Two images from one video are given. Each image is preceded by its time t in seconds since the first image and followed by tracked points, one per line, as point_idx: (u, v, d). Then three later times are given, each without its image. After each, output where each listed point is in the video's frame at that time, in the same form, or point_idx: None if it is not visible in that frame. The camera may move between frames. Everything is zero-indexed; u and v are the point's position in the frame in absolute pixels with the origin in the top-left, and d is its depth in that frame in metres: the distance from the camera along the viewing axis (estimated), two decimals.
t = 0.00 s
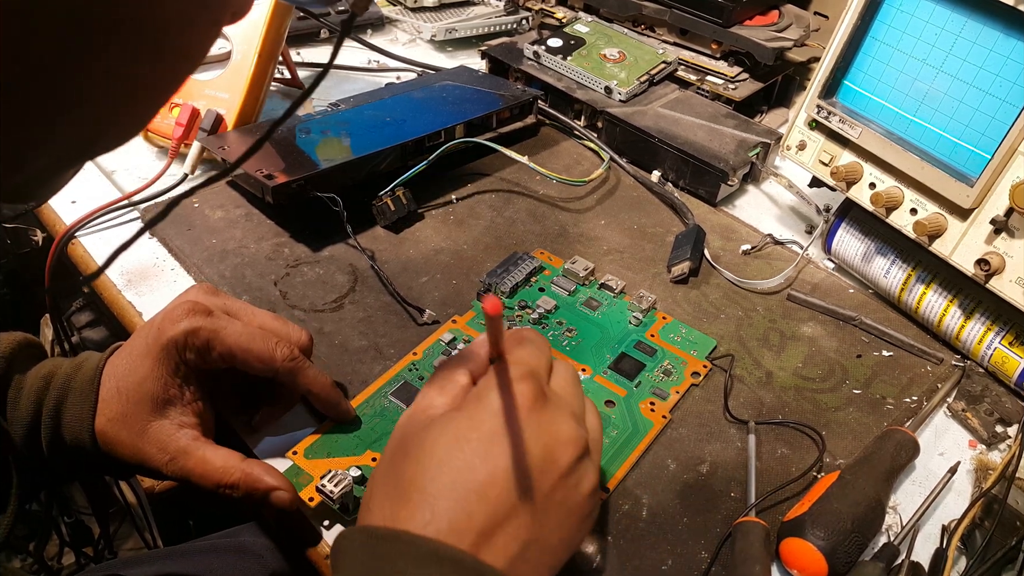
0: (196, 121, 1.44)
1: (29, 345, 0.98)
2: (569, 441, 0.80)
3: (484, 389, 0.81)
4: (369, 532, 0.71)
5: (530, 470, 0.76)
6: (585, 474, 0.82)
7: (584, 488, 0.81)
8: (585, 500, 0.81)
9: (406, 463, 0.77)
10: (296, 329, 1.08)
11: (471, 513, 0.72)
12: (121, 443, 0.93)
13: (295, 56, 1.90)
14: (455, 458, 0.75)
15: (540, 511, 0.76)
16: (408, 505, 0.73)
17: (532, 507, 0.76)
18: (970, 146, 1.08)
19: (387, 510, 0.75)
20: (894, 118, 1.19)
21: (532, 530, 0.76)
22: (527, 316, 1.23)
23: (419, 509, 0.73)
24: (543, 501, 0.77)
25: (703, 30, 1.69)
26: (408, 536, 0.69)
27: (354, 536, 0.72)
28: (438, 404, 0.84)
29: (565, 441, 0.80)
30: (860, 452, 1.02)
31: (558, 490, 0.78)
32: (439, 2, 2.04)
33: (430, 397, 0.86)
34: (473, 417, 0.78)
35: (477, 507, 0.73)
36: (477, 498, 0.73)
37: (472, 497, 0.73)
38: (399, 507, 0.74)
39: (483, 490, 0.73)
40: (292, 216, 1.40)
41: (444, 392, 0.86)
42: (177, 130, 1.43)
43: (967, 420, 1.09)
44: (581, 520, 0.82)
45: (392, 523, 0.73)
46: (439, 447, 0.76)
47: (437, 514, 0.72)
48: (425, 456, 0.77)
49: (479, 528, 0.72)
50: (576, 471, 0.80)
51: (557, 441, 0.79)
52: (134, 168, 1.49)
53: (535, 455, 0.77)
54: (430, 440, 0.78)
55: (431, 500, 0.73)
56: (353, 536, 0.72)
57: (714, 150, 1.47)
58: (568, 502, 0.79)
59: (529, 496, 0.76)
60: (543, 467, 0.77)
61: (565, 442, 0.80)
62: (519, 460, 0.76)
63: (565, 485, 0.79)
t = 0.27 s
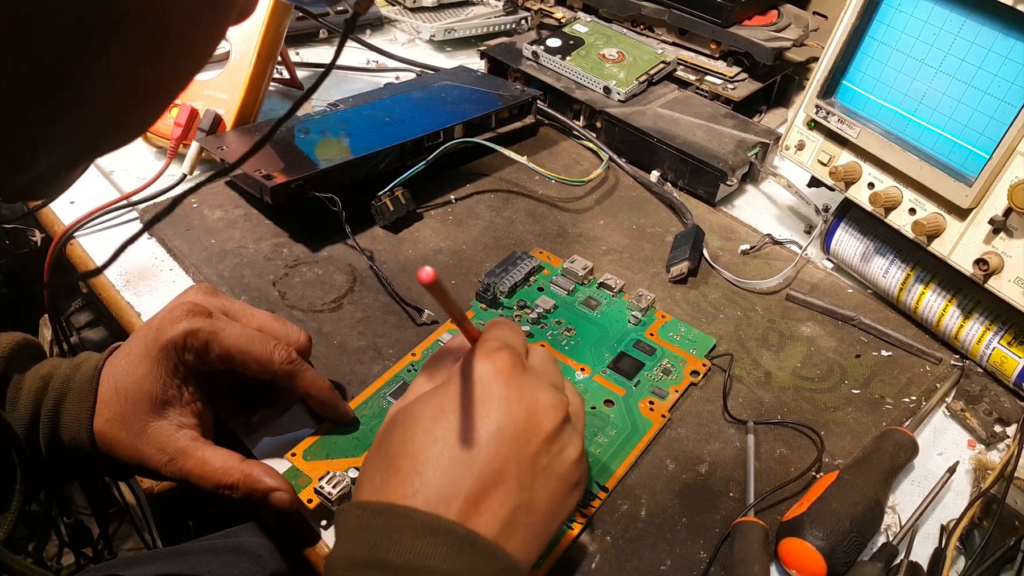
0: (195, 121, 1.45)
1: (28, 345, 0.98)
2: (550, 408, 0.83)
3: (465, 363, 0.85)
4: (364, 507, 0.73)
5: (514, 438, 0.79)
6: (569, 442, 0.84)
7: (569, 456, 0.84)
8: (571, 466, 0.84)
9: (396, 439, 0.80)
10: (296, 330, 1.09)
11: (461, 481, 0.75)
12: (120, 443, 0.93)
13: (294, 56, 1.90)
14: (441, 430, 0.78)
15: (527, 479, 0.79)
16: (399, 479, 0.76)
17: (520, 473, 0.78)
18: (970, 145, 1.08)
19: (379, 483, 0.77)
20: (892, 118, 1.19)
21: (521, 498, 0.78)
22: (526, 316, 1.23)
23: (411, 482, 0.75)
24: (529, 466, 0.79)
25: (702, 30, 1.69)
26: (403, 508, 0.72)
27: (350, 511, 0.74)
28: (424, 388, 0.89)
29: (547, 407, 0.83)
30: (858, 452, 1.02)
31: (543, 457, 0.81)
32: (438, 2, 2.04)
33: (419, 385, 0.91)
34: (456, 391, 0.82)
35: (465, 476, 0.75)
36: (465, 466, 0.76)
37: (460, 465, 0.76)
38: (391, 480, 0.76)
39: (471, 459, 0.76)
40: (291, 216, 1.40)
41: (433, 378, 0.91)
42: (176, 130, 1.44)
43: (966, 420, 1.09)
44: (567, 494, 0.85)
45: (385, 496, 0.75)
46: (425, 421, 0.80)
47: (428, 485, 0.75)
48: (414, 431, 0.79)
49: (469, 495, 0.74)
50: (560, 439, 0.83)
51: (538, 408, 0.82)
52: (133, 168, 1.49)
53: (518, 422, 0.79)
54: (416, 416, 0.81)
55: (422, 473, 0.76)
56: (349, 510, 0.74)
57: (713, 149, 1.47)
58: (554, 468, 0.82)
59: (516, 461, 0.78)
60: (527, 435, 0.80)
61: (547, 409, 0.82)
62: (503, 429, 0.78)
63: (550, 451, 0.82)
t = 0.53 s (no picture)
0: (196, 121, 1.44)
1: (30, 345, 0.98)
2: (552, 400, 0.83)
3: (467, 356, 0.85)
4: (367, 501, 0.74)
5: (516, 430, 0.79)
6: (572, 435, 0.84)
7: (572, 449, 0.84)
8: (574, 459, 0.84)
9: (399, 432, 0.81)
10: (296, 330, 1.09)
11: (461, 475, 0.75)
12: (122, 443, 0.93)
13: (295, 57, 1.90)
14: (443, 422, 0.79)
15: (529, 473, 0.79)
16: (401, 472, 0.77)
17: (522, 467, 0.78)
18: (970, 145, 1.08)
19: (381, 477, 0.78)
20: (893, 118, 1.19)
21: (523, 492, 0.78)
22: (526, 316, 1.23)
23: (413, 476, 0.76)
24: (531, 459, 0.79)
25: (703, 30, 1.69)
26: (404, 503, 0.72)
27: (353, 505, 0.75)
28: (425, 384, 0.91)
29: (549, 400, 0.83)
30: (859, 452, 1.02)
31: (545, 451, 0.81)
32: (439, 2, 2.04)
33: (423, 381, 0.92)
34: (458, 383, 0.82)
35: (467, 469, 0.76)
36: (466, 459, 0.76)
37: (461, 458, 0.76)
38: (392, 474, 0.77)
39: (472, 452, 0.77)
40: (292, 216, 1.40)
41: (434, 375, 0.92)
42: (177, 130, 1.43)
43: (967, 420, 1.09)
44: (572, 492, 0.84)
45: (387, 489, 0.76)
46: (427, 414, 0.80)
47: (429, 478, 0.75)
48: (415, 425, 0.80)
49: (470, 488, 0.75)
50: (563, 432, 0.83)
51: (540, 401, 0.82)
52: (134, 168, 1.49)
53: (520, 415, 0.80)
54: (418, 409, 0.81)
55: (423, 466, 0.76)
56: (353, 505, 0.74)
57: (714, 150, 1.47)
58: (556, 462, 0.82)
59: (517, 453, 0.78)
60: (528, 428, 0.80)
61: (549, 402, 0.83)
62: (504, 421, 0.79)
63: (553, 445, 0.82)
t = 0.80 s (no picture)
0: (195, 121, 1.44)
1: (30, 346, 0.98)
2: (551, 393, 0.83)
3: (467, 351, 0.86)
4: (368, 493, 0.73)
5: (516, 422, 0.79)
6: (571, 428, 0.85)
7: (572, 442, 0.84)
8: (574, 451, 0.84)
9: (398, 425, 0.81)
10: (296, 329, 1.08)
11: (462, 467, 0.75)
12: (123, 443, 0.93)
13: (295, 56, 1.90)
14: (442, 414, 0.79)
15: (530, 464, 0.79)
16: (401, 465, 0.76)
17: (522, 459, 0.78)
18: (970, 145, 1.08)
19: (381, 469, 0.78)
20: (893, 118, 1.19)
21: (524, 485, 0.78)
22: (526, 316, 1.23)
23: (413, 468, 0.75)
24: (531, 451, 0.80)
25: (703, 30, 1.69)
26: (407, 495, 0.72)
27: (354, 497, 0.74)
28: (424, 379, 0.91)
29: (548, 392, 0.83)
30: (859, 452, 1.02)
31: (545, 443, 0.81)
32: (439, 2, 2.04)
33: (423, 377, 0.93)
34: (457, 376, 0.82)
35: (467, 460, 0.75)
36: (466, 451, 0.76)
37: (462, 449, 0.76)
38: (392, 466, 0.77)
39: (472, 452, 0.77)
40: (291, 217, 1.40)
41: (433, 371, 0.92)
42: (176, 130, 1.43)
43: (967, 420, 1.09)
44: (572, 489, 0.84)
45: (387, 482, 0.76)
46: (427, 414, 0.80)
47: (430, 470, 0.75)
48: (415, 417, 0.80)
49: (471, 480, 0.75)
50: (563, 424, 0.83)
51: (540, 393, 0.82)
52: (134, 168, 1.49)
53: (520, 407, 0.80)
54: (417, 402, 0.82)
55: (424, 458, 0.76)
56: (354, 497, 0.74)
57: (713, 149, 1.47)
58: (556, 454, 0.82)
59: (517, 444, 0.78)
60: (528, 420, 0.80)
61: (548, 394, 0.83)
62: (501, 419, 0.79)
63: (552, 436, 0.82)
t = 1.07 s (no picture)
0: (195, 121, 1.44)
1: (29, 346, 0.99)
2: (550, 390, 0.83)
3: (467, 348, 0.86)
4: (369, 490, 0.73)
5: (515, 419, 0.79)
6: (571, 424, 0.84)
7: (572, 439, 0.84)
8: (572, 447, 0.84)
9: (398, 422, 0.81)
10: (296, 329, 1.08)
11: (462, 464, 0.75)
12: (122, 444, 0.93)
13: (294, 57, 1.90)
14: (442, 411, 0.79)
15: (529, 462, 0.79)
16: (401, 462, 0.77)
17: (521, 455, 0.78)
18: (970, 145, 1.08)
19: (382, 466, 0.78)
20: (893, 118, 1.19)
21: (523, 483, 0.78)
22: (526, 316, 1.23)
23: (414, 466, 0.75)
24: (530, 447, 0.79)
25: (703, 30, 1.69)
26: (407, 492, 0.72)
27: (354, 494, 0.74)
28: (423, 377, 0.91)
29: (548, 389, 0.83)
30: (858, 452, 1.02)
31: (544, 439, 0.81)
32: (438, 2, 2.04)
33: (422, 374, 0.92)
34: (457, 372, 0.82)
35: (467, 457, 0.76)
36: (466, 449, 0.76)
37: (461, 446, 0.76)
38: (393, 463, 0.77)
39: (471, 452, 0.77)
40: (291, 217, 1.40)
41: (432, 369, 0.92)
42: (176, 130, 1.44)
43: (966, 420, 1.09)
44: (570, 485, 0.84)
45: (388, 478, 0.76)
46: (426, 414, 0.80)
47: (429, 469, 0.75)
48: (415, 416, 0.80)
49: (471, 477, 0.75)
50: (562, 421, 0.83)
51: (539, 390, 0.82)
52: (134, 168, 1.49)
53: (519, 403, 0.80)
54: (418, 398, 0.82)
55: (423, 457, 0.76)
56: (356, 492, 0.74)
57: (713, 149, 1.47)
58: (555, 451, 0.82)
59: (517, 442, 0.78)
60: (527, 417, 0.80)
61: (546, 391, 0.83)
62: (499, 419, 0.79)
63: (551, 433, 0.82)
